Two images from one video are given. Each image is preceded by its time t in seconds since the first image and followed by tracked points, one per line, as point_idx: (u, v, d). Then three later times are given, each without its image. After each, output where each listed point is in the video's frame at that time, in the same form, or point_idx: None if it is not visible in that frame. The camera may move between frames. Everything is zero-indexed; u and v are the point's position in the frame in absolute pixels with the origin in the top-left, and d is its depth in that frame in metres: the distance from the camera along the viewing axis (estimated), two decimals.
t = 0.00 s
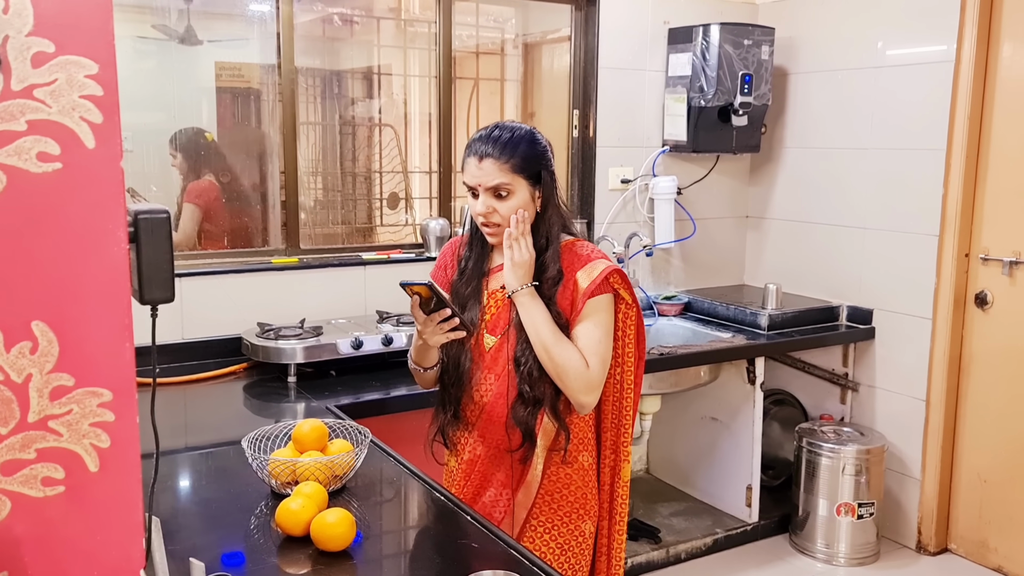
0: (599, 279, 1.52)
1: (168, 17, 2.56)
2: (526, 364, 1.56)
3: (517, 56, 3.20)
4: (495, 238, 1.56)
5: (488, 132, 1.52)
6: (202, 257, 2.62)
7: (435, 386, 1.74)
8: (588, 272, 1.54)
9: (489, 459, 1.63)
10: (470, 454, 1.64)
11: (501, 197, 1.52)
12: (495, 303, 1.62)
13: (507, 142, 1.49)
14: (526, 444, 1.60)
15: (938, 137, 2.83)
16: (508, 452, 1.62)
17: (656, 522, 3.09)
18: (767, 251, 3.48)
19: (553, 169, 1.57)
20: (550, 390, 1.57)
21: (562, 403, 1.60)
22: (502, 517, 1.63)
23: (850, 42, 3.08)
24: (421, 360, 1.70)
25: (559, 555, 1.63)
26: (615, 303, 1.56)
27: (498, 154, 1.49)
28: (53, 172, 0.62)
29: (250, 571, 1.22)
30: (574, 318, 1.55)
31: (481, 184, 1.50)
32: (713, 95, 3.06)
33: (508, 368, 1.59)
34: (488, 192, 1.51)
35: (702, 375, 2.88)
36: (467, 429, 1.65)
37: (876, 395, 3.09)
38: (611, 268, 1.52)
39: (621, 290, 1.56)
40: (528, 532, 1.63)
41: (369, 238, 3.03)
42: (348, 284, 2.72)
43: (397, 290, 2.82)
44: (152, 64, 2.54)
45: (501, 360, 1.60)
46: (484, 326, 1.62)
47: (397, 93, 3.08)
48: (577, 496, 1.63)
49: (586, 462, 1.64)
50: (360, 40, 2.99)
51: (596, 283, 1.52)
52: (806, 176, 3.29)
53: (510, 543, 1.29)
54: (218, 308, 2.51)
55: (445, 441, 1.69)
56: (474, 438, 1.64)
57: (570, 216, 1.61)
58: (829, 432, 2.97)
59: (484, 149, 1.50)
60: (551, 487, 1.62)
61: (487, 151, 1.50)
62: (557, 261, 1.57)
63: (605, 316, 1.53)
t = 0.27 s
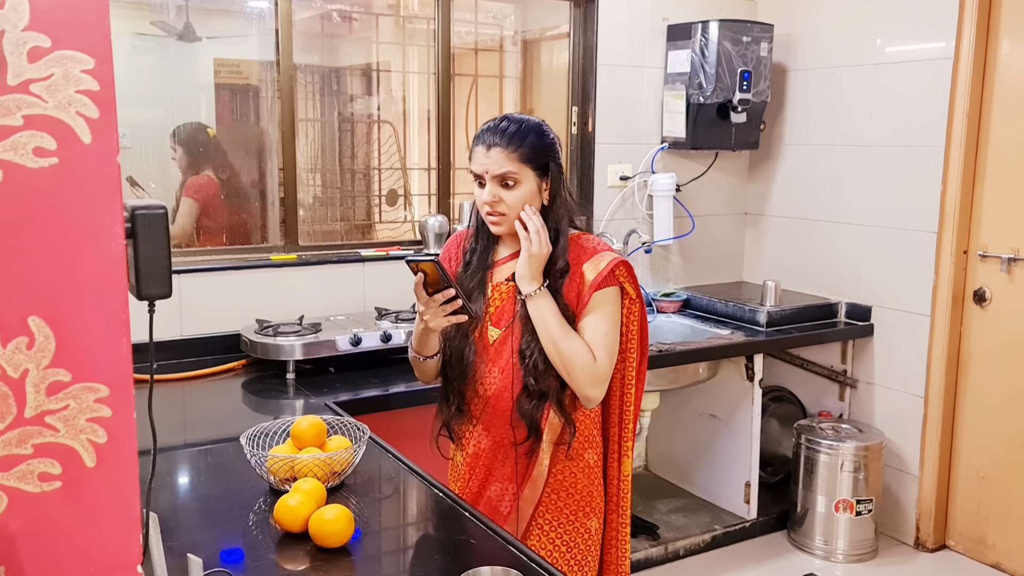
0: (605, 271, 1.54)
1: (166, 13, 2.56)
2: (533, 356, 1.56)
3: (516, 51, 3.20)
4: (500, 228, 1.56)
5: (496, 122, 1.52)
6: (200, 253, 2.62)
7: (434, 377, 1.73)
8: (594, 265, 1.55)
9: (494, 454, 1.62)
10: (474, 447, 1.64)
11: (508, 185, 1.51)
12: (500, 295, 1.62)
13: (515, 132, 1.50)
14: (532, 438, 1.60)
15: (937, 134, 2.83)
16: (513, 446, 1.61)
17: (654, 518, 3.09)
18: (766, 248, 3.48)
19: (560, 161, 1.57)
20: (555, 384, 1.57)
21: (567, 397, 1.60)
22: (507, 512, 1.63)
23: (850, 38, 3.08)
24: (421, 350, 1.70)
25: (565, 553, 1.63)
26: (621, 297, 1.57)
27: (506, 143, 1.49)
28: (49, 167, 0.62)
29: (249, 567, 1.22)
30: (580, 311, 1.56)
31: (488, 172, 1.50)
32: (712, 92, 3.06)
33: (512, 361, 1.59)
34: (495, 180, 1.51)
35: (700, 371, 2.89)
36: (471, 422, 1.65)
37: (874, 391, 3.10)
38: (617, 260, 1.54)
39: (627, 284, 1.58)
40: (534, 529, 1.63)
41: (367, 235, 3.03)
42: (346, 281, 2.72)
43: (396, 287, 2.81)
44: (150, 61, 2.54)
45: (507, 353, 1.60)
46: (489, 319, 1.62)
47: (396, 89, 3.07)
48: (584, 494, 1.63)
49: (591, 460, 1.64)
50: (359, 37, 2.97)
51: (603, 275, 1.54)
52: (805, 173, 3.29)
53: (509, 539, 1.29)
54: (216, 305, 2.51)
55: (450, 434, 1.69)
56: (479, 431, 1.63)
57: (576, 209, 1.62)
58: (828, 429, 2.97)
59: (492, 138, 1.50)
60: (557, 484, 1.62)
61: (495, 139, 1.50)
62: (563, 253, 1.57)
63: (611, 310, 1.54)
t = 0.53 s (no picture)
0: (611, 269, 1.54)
1: (165, 10, 2.56)
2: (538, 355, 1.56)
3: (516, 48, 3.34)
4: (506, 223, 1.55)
5: (503, 118, 1.53)
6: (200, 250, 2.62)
7: (439, 375, 1.73)
8: (600, 263, 1.55)
9: (498, 452, 1.63)
10: (478, 445, 1.65)
11: (515, 180, 1.51)
12: (506, 292, 1.62)
13: (522, 127, 1.50)
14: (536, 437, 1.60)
15: (935, 131, 2.83)
16: (517, 444, 1.62)
17: (653, 516, 3.09)
18: (765, 245, 3.49)
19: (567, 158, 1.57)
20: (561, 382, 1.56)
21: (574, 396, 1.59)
22: (510, 511, 1.64)
23: (848, 36, 3.08)
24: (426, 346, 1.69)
25: (568, 553, 1.63)
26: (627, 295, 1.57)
27: (513, 137, 1.49)
28: (47, 163, 0.61)
29: (248, 564, 1.22)
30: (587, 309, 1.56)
31: (495, 167, 1.50)
32: (712, 89, 3.05)
33: (517, 360, 1.59)
34: (501, 175, 1.51)
35: (700, 368, 2.89)
36: (475, 420, 1.66)
37: (873, 389, 3.10)
38: (623, 259, 1.54)
39: (633, 282, 1.58)
40: (537, 529, 1.63)
41: (367, 233, 3.03)
42: (345, 278, 2.72)
43: (395, 284, 2.82)
44: (149, 57, 2.55)
45: (511, 352, 1.60)
46: (494, 316, 1.62)
47: (396, 86, 3.10)
48: (588, 494, 1.63)
49: (596, 460, 1.63)
50: (359, 34, 3.01)
51: (609, 273, 1.54)
52: (804, 171, 3.29)
53: (508, 536, 1.29)
54: (215, 302, 2.51)
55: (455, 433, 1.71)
56: (483, 428, 1.64)
57: (583, 207, 1.62)
58: (826, 427, 2.97)
59: (499, 133, 1.51)
60: (561, 484, 1.61)
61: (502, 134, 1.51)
62: (570, 251, 1.58)
63: (617, 308, 1.55)
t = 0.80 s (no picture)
0: (622, 275, 1.55)
1: (164, 5, 2.56)
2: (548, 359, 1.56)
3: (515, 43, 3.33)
4: (510, 230, 1.55)
5: (502, 124, 1.53)
6: (199, 245, 2.62)
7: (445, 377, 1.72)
8: (611, 269, 1.55)
9: (502, 455, 1.63)
10: (482, 449, 1.65)
11: (516, 187, 1.51)
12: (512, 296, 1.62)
13: (522, 133, 1.51)
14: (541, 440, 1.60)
15: (936, 125, 2.83)
16: (521, 449, 1.62)
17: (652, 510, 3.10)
18: (765, 240, 3.48)
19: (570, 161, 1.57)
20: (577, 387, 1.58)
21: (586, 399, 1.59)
22: (513, 513, 1.64)
23: (849, 30, 3.07)
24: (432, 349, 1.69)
25: (569, 551, 1.63)
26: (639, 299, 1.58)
27: (513, 144, 1.49)
28: (45, 157, 0.60)
29: (249, 559, 1.22)
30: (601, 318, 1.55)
31: (495, 174, 1.51)
32: (711, 84, 3.05)
33: (523, 363, 1.59)
34: (503, 182, 1.51)
35: (699, 363, 2.90)
36: (479, 424, 1.66)
37: (873, 383, 3.10)
38: (634, 263, 1.55)
39: (644, 286, 1.58)
40: (542, 530, 1.63)
41: (366, 227, 3.03)
42: (345, 273, 2.72)
43: (395, 278, 2.81)
44: (148, 52, 2.54)
45: (517, 355, 1.60)
46: (500, 320, 1.63)
47: (395, 81, 3.08)
48: (593, 494, 1.63)
49: (602, 459, 1.63)
50: (358, 28, 3.02)
51: (620, 279, 1.54)
52: (804, 165, 3.29)
53: (507, 530, 1.30)
54: (215, 297, 2.51)
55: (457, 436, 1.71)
56: (486, 431, 1.64)
57: (587, 209, 1.61)
58: (826, 421, 2.97)
59: (499, 139, 1.51)
60: (566, 485, 1.62)
61: (502, 140, 1.51)
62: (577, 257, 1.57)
63: (633, 315, 1.56)
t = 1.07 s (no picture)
0: (627, 279, 1.54)
1: (164, 4, 2.55)
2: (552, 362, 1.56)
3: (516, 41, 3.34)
4: (515, 229, 1.56)
5: (508, 123, 1.53)
6: (200, 244, 2.62)
7: (450, 376, 1.72)
8: (615, 271, 1.55)
9: (507, 458, 1.63)
10: (487, 452, 1.65)
11: (522, 187, 1.52)
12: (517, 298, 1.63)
13: (528, 133, 1.51)
14: (547, 443, 1.61)
15: (936, 122, 2.82)
16: (526, 452, 1.62)
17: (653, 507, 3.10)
18: (765, 237, 3.48)
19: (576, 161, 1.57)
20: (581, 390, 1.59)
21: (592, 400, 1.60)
22: (519, 517, 1.64)
23: (850, 27, 3.07)
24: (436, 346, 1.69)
25: (576, 552, 1.64)
26: (644, 301, 1.58)
27: (519, 144, 1.50)
28: (47, 156, 0.60)
29: (250, 557, 1.22)
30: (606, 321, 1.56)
31: (501, 173, 1.51)
32: (712, 81, 3.05)
33: (528, 365, 1.59)
34: (508, 182, 1.52)
35: (700, 360, 2.94)
36: (484, 426, 1.66)
37: (874, 380, 3.10)
38: (639, 265, 1.54)
39: (650, 288, 1.58)
40: (548, 533, 1.63)
41: (366, 225, 3.04)
42: (345, 271, 2.72)
43: (395, 276, 2.81)
44: (148, 51, 2.54)
45: (520, 356, 1.60)
46: (503, 321, 1.63)
47: (395, 79, 3.08)
48: (598, 496, 1.63)
49: (608, 460, 1.64)
50: (357, 27, 2.99)
51: (625, 283, 1.54)
52: (804, 163, 3.29)
53: (509, 527, 1.30)
54: (216, 295, 2.51)
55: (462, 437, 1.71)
56: (491, 434, 1.64)
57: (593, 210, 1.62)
58: (827, 418, 2.98)
59: (505, 138, 1.51)
60: (571, 487, 1.62)
61: (508, 140, 1.51)
62: (582, 259, 1.57)
63: (638, 317, 1.56)
